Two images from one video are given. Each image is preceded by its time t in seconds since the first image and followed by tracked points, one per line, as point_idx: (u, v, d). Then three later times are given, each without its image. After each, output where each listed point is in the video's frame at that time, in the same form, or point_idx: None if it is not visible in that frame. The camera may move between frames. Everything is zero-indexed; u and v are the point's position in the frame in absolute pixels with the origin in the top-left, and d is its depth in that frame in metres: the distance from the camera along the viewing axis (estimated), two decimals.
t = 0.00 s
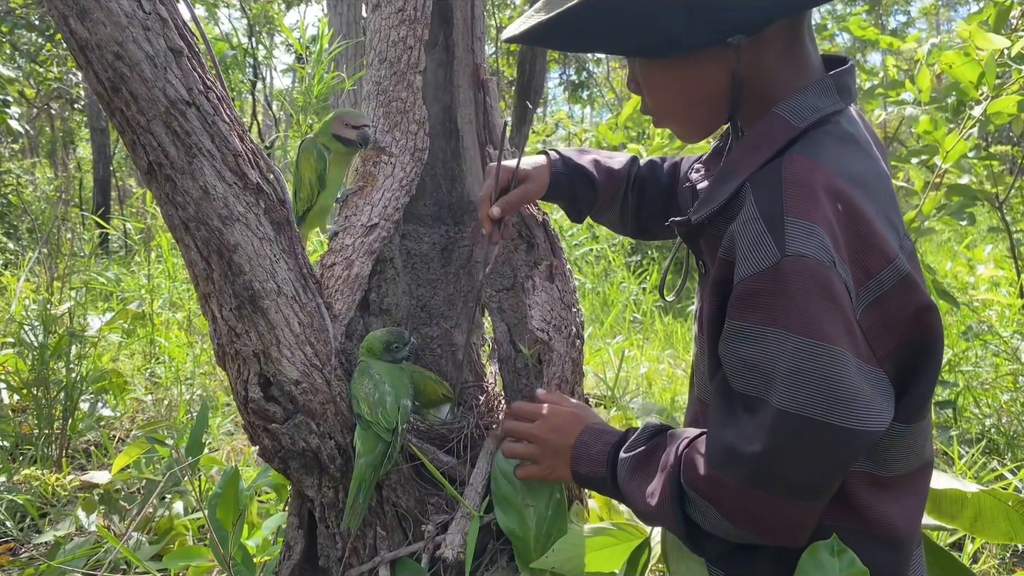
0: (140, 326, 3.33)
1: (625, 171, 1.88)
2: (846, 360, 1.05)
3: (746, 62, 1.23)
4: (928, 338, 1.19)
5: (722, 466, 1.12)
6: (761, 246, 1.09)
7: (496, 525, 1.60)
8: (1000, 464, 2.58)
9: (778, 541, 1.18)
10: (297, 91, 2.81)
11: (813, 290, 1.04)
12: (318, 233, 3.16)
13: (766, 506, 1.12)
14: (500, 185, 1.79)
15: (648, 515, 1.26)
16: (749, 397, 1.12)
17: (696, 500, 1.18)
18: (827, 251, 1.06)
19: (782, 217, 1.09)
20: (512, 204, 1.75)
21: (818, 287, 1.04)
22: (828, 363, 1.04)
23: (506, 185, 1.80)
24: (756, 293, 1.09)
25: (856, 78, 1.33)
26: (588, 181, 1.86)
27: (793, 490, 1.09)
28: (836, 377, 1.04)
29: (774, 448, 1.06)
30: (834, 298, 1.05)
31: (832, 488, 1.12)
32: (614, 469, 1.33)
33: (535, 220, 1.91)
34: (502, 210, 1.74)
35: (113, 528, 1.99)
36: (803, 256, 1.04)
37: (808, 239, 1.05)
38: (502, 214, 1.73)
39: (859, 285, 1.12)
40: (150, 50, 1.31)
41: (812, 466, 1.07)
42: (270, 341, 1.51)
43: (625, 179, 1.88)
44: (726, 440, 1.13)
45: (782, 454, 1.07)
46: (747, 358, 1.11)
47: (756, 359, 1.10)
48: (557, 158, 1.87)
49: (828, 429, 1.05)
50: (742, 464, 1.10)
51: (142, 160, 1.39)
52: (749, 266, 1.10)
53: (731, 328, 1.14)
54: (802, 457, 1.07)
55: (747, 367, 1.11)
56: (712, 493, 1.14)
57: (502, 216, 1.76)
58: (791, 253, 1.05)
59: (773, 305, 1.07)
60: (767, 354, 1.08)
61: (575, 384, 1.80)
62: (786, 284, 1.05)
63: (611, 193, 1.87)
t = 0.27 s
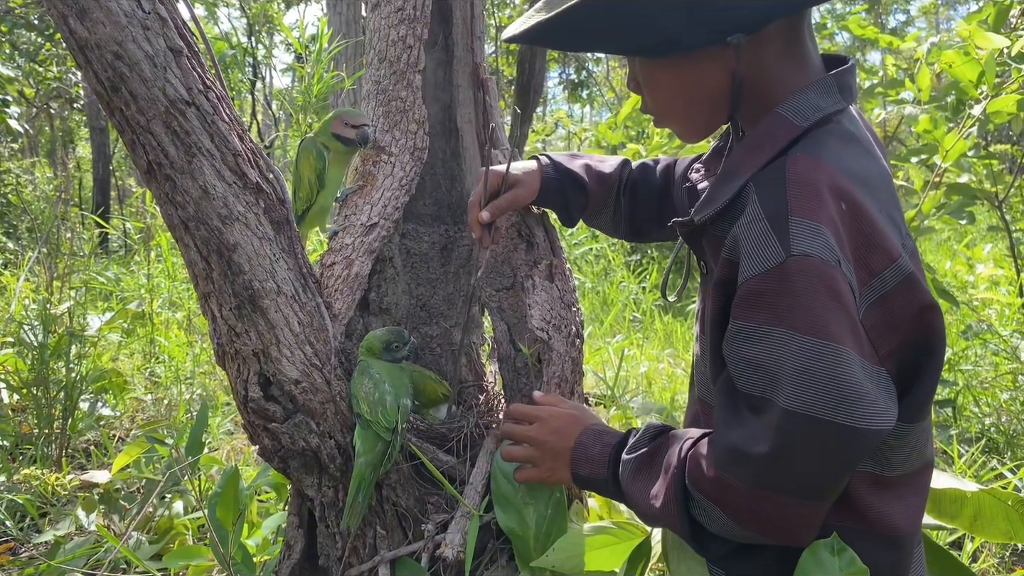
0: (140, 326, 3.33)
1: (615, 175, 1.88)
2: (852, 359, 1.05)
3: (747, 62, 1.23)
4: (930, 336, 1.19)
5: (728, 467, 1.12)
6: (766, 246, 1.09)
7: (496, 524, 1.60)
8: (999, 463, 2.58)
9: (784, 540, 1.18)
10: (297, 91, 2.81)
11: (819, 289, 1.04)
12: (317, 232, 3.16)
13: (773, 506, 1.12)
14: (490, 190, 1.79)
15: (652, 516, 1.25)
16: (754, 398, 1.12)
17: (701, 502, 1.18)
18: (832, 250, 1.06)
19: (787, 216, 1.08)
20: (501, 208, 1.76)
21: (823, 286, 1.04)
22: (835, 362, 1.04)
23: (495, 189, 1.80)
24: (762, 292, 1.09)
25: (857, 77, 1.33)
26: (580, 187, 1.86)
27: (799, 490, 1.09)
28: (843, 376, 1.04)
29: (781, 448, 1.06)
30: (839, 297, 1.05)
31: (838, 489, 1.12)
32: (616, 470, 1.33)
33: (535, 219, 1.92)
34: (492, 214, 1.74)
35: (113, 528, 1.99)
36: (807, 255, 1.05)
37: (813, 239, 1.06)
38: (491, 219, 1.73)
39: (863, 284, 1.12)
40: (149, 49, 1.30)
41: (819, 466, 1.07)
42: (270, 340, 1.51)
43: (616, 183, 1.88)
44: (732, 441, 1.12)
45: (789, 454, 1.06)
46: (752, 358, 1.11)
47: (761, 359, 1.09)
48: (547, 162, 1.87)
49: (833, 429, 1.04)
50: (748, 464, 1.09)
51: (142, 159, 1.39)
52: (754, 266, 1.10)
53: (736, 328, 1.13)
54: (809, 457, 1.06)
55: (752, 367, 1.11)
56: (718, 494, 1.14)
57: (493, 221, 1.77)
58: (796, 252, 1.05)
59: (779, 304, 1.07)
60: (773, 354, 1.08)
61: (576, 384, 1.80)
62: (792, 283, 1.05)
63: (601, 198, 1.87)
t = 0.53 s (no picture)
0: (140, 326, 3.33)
1: (619, 177, 1.87)
2: (848, 356, 1.05)
3: (745, 62, 1.23)
4: (926, 333, 1.19)
5: (726, 465, 1.11)
6: (762, 242, 1.09)
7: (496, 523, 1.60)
8: (999, 462, 2.58)
9: (782, 539, 1.18)
10: (296, 90, 2.80)
11: (816, 286, 1.04)
12: (317, 232, 3.16)
13: (771, 504, 1.11)
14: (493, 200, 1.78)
15: (650, 517, 1.25)
16: (750, 395, 1.11)
17: (698, 500, 1.18)
18: (828, 247, 1.06)
19: (782, 213, 1.09)
20: (507, 215, 1.76)
21: (819, 283, 1.04)
22: (833, 360, 1.04)
23: (500, 196, 1.80)
24: (758, 289, 1.09)
25: (854, 75, 1.33)
26: (583, 188, 1.85)
27: (797, 488, 1.09)
28: (841, 373, 1.04)
29: (778, 445, 1.06)
30: (835, 294, 1.05)
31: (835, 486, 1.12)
32: (614, 472, 1.33)
33: (534, 219, 1.90)
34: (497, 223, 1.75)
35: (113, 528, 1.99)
36: (804, 252, 1.05)
37: (809, 236, 1.06)
38: (496, 228, 1.73)
39: (857, 281, 1.12)
40: (148, 49, 1.30)
41: (816, 463, 1.07)
42: (269, 340, 1.51)
43: (620, 184, 1.87)
44: (728, 439, 1.12)
45: (787, 451, 1.06)
46: (749, 355, 1.10)
47: (757, 356, 1.09)
48: (550, 165, 1.87)
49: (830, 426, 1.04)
50: (746, 463, 1.09)
51: (140, 159, 1.39)
52: (749, 262, 1.10)
53: (732, 325, 1.13)
54: (806, 454, 1.06)
55: (749, 364, 1.10)
56: (716, 493, 1.13)
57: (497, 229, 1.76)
58: (791, 249, 1.05)
59: (775, 302, 1.07)
60: (771, 352, 1.07)
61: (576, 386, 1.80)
62: (789, 279, 1.05)
63: (604, 200, 1.86)
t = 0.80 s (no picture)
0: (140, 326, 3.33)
1: (641, 147, 1.89)
2: (840, 355, 1.04)
3: (743, 58, 1.22)
4: (920, 334, 1.19)
5: (720, 464, 1.11)
6: (755, 241, 1.09)
7: (496, 522, 1.60)
8: (1000, 461, 2.58)
9: (776, 538, 1.18)
10: (296, 90, 2.80)
11: (808, 287, 1.04)
12: (318, 231, 3.16)
13: (766, 501, 1.11)
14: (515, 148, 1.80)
15: (640, 504, 1.25)
16: (745, 394, 1.12)
17: (693, 495, 1.18)
18: (821, 248, 1.05)
19: (775, 212, 1.08)
20: (526, 165, 1.78)
21: (811, 284, 1.04)
22: (827, 361, 1.03)
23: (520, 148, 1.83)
24: (749, 288, 1.09)
25: (854, 76, 1.33)
26: (604, 154, 1.90)
27: (793, 487, 1.09)
28: (835, 374, 1.03)
29: (771, 444, 1.05)
30: (827, 296, 1.04)
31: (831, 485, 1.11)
32: (604, 456, 1.32)
33: (534, 217, 1.91)
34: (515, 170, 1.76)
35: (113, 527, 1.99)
36: (796, 252, 1.04)
37: (801, 236, 1.05)
38: (513, 175, 1.75)
39: (851, 282, 1.12)
40: (148, 48, 1.30)
41: (811, 463, 1.07)
42: (270, 339, 1.51)
43: (640, 156, 1.89)
44: (723, 438, 1.12)
45: (781, 450, 1.06)
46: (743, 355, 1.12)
47: (750, 355, 1.10)
48: (574, 126, 1.91)
49: (822, 425, 1.04)
50: (739, 461, 1.09)
51: (141, 158, 1.39)
52: (742, 261, 1.10)
53: (725, 325, 1.14)
54: (802, 454, 1.06)
55: (742, 363, 1.12)
56: (710, 492, 1.14)
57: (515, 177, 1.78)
58: (784, 249, 1.05)
59: (768, 301, 1.07)
60: (765, 350, 1.07)
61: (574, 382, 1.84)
62: (779, 279, 1.05)
63: (625, 166, 1.89)
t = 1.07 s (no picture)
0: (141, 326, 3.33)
1: (635, 174, 1.88)
2: (792, 356, 1.07)
3: (749, 54, 1.23)
4: (905, 339, 1.16)
5: (646, 425, 1.15)
6: (743, 234, 1.11)
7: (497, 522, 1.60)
8: (1001, 461, 2.58)
9: (677, 506, 1.24)
10: (297, 90, 2.80)
11: (773, 284, 1.04)
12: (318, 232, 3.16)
13: (681, 475, 1.16)
14: (509, 182, 1.83)
15: (559, 457, 1.30)
16: (685, 364, 1.15)
17: (608, 453, 1.22)
18: (801, 245, 1.05)
19: (764, 206, 1.10)
20: (518, 200, 1.81)
21: (779, 281, 1.04)
22: (768, 351, 1.07)
23: (515, 181, 1.84)
24: (726, 275, 1.11)
25: (862, 75, 1.33)
26: (598, 183, 1.90)
27: (708, 465, 1.14)
28: (772, 366, 1.07)
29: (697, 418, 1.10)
30: (795, 294, 1.04)
31: (743, 470, 1.17)
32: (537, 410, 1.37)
33: (535, 216, 1.92)
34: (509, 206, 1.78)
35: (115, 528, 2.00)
36: (771, 247, 1.05)
37: (783, 232, 1.06)
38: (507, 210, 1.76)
39: (837, 282, 1.09)
40: (149, 49, 1.30)
41: (726, 444, 1.12)
42: (271, 339, 1.51)
43: (636, 182, 1.88)
44: (658, 402, 1.15)
45: (704, 425, 1.10)
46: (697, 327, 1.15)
47: (703, 330, 1.13)
48: (567, 158, 1.91)
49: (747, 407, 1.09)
50: (664, 426, 1.13)
51: (142, 159, 1.39)
52: (727, 251, 1.13)
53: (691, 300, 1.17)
54: (724, 435, 1.10)
55: (697, 338, 1.14)
56: (629, 453, 1.18)
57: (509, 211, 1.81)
58: (763, 243, 1.06)
59: (732, 288, 1.10)
60: (715, 329, 1.11)
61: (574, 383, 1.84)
62: (751, 271, 1.07)
63: (620, 195, 1.88)
